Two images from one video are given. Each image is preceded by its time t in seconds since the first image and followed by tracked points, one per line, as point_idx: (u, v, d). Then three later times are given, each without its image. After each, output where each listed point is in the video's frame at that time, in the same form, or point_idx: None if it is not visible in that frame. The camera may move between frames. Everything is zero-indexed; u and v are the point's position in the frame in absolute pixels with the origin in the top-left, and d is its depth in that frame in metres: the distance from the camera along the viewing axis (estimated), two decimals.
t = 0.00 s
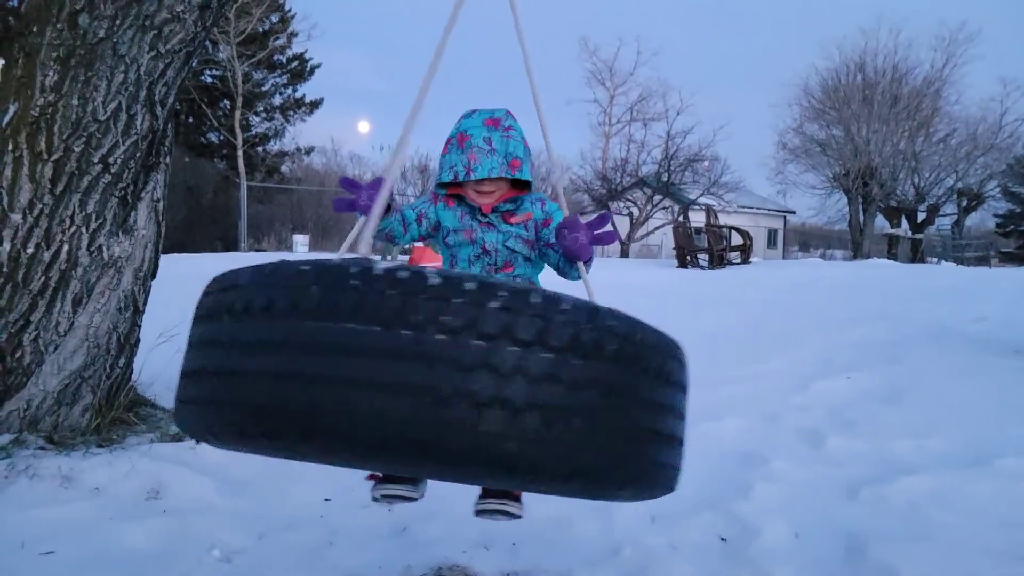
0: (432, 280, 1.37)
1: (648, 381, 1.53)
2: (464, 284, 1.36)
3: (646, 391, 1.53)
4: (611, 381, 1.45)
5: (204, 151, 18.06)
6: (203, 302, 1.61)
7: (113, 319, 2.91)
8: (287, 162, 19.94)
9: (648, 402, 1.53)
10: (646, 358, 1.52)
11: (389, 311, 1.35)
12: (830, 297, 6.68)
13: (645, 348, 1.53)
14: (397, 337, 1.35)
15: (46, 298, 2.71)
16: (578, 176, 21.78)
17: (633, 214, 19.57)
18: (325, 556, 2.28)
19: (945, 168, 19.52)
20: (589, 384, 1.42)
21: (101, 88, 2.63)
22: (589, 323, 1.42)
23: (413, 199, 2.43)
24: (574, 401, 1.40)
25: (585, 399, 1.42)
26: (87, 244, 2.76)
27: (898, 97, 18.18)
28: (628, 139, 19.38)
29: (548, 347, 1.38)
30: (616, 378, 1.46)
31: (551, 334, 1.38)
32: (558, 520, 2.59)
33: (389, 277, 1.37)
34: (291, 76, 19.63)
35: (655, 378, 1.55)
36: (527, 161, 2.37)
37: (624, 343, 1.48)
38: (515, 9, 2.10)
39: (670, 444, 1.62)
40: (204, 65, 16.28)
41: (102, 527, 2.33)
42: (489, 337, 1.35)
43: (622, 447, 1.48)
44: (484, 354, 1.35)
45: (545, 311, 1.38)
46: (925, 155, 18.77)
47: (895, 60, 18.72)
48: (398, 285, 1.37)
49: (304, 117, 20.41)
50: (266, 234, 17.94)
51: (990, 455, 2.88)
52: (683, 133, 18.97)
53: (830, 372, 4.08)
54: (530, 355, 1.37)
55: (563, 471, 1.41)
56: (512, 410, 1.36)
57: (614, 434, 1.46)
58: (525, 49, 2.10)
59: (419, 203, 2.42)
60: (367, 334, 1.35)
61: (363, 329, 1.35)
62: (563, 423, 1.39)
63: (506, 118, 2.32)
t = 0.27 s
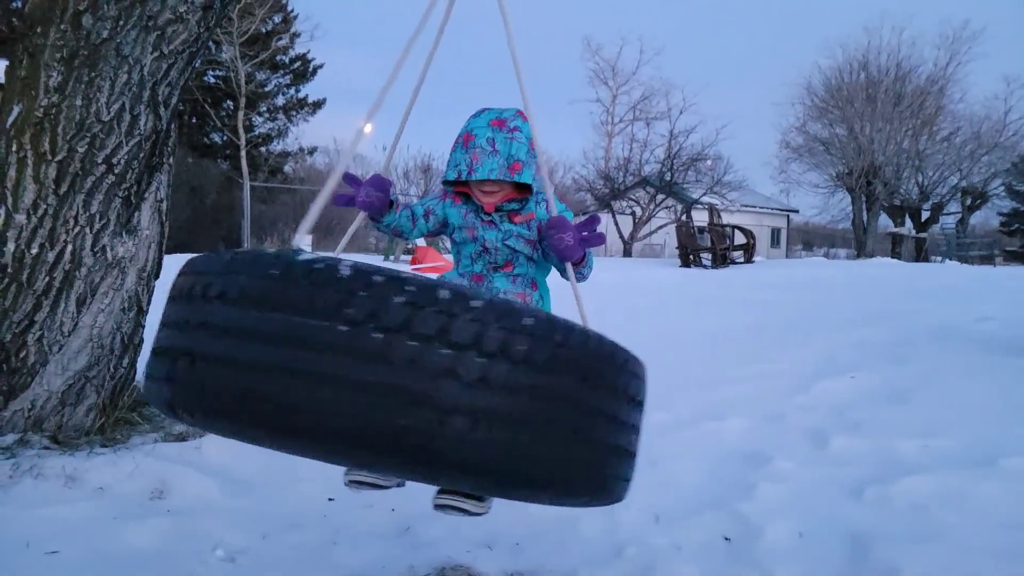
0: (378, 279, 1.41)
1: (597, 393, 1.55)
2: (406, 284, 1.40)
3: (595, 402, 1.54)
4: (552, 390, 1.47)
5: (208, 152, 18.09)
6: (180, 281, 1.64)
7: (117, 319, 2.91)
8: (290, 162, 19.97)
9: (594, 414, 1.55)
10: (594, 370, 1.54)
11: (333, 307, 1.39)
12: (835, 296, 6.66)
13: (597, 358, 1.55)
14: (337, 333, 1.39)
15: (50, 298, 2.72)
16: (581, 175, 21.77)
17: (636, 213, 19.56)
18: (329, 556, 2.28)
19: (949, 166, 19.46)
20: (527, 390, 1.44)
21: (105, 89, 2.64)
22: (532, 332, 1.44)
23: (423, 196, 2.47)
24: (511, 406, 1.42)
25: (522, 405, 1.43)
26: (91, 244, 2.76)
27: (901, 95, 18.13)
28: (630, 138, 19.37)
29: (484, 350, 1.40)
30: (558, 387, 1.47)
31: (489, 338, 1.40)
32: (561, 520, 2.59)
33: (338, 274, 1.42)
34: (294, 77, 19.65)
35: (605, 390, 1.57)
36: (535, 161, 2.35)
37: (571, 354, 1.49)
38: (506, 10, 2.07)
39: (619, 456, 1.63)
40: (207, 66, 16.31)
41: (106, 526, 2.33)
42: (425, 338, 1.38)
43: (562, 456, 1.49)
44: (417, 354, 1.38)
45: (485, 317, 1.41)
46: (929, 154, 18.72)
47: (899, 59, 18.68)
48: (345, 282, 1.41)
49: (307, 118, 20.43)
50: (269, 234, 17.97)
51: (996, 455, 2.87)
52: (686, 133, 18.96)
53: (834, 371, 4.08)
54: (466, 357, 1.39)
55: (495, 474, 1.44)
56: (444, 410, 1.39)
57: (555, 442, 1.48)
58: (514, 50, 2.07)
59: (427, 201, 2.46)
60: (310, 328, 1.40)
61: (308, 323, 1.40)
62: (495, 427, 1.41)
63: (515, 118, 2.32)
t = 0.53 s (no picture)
0: (298, 269, 1.49)
1: (540, 399, 1.55)
2: (320, 275, 1.47)
3: (538, 408, 1.55)
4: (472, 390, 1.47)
5: (211, 152, 18.13)
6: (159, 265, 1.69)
7: (121, 320, 2.92)
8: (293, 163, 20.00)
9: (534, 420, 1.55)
10: (532, 375, 1.53)
11: (251, 294, 1.47)
12: (837, 296, 6.65)
13: (544, 370, 1.56)
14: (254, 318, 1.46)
15: (55, 298, 2.74)
16: (584, 175, 21.76)
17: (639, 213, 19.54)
18: (334, 556, 2.28)
19: (953, 165, 19.41)
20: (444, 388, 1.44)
21: (109, 90, 2.64)
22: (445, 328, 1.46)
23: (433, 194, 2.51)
24: (426, 400, 1.43)
25: (439, 406, 1.44)
26: (95, 245, 2.77)
27: (905, 94, 18.08)
28: (633, 138, 19.35)
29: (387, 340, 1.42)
30: (480, 388, 1.47)
31: (395, 328, 1.42)
32: (564, 520, 2.58)
33: (264, 262, 1.51)
34: (297, 77, 19.68)
35: (548, 396, 1.56)
36: (539, 159, 2.30)
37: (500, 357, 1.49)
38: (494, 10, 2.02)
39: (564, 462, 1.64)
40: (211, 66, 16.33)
41: (111, 526, 2.34)
42: (332, 327, 1.42)
43: (491, 457, 1.51)
44: (320, 339, 1.42)
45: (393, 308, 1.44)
46: (933, 153, 18.67)
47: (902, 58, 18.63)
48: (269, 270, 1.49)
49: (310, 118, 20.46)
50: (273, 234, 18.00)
51: (1000, 455, 2.86)
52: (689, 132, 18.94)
53: (837, 371, 4.07)
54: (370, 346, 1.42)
55: (428, 470, 1.46)
56: (353, 398, 1.42)
57: (492, 446, 1.50)
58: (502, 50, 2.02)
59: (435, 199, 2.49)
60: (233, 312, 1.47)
61: (228, 308, 1.48)
62: (407, 420, 1.43)
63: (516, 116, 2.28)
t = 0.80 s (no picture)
0: (245, 256, 1.49)
1: (490, 403, 1.52)
2: (254, 260, 1.47)
3: (487, 412, 1.52)
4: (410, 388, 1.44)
5: (215, 152, 18.17)
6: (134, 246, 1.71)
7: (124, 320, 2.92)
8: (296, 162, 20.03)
9: (483, 425, 1.52)
10: (479, 379, 1.50)
11: (206, 281, 1.46)
12: (841, 295, 6.63)
13: (510, 376, 1.55)
14: (188, 298, 1.46)
15: (58, 298, 2.74)
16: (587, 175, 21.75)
17: (642, 212, 19.54)
18: (338, 556, 2.28)
19: (957, 165, 19.35)
20: (377, 383, 1.42)
21: (112, 90, 2.64)
22: (380, 321, 1.44)
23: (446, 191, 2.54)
24: (362, 395, 1.41)
25: (387, 404, 1.42)
26: (98, 245, 2.77)
27: (909, 93, 18.03)
28: (636, 137, 19.34)
29: (313, 328, 1.41)
30: (417, 386, 1.44)
31: (323, 316, 1.41)
32: (567, 520, 2.58)
33: (215, 246, 1.51)
34: (300, 77, 19.70)
35: (498, 400, 1.53)
36: (540, 160, 2.29)
37: (440, 356, 1.46)
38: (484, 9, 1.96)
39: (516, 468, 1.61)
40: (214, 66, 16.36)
41: (114, 526, 2.34)
42: (268, 317, 1.41)
43: (429, 458, 1.47)
44: (246, 323, 1.41)
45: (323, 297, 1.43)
46: (937, 152, 18.62)
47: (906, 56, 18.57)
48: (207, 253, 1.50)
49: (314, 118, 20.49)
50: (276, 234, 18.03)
51: (1005, 455, 2.84)
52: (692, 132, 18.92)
53: (841, 371, 4.05)
54: (298, 333, 1.40)
55: (371, 468, 1.44)
56: (279, 385, 1.40)
57: (440, 450, 1.47)
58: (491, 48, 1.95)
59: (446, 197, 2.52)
60: (171, 293, 1.49)
61: (168, 289, 1.49)
62: (335, 413, 1.40)
63: (519, 116, 2.28)
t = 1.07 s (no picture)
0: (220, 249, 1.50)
1: (453, 410, 1.53)
2: (219, 256, 1.48)
3: (450, 419, 1.53)
4: (367, 394, 1.45)
5: (217, 153, 18.19)
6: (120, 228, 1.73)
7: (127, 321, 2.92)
8: (298, 163, 20.04)
9: (444, 433, 1.53)
10: (441, 387, 1.51)
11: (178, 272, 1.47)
12: (844, 295, 6.62)
13: (475, 386, 1.56)
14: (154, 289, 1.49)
15: (61, 299, 2.75)
16: (589, 175, 21.74)
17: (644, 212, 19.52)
18: (341, 556, 2.28)
19: (959, 164, 19.32)
20: (333, 387, 1.43)
21: (114, 91, 2.65)
22: (349, 323, 1.45)
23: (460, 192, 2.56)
24: (326, 395, 1.43)
25: (350, 406, 1.44)
26: (101, 246, 2.77)
27: (911, 93, 17.99)
28: (638, 137, 19.32)
29: (274, 329, 1.42)
30: (374, 393, 1.45)
31: (285, 319, 1.42)
32: (570, 520, 2.57)
33: (192, 237, 1.53)
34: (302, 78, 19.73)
35: (460, 408, 1.54)
36: (537, 162, 2.25)
37: (399, 364, 1.47)
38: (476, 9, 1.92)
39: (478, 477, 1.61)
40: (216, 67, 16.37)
41: (117, 527, 2.34)
42: (236, 312, 1.43)
43: (384, 460, 1.49)
44: (214, 317, 1.43)
45: (287, 299, 1.44)
46: (939, 151, 18.58)
47: (908, 56, 18.54)
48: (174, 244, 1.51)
49: (316, 118, 20.50)
50: (279, 234, 18.04)
51: (1009, 455, 2.83)
52: (693, 132, 18.91)
53: (844, 371, 4.05)
54: (258, 332, 1.42)
55: (330, 465, 1.47)
56: (239, 381, 1.43)
57: (399, 452, 1.49)
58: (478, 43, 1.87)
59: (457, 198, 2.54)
60: (139, 281, 1.51)
61: (144, 276, 1.51)
62: (292, 412, 1.43)
63: (519, 120, 2.28)
